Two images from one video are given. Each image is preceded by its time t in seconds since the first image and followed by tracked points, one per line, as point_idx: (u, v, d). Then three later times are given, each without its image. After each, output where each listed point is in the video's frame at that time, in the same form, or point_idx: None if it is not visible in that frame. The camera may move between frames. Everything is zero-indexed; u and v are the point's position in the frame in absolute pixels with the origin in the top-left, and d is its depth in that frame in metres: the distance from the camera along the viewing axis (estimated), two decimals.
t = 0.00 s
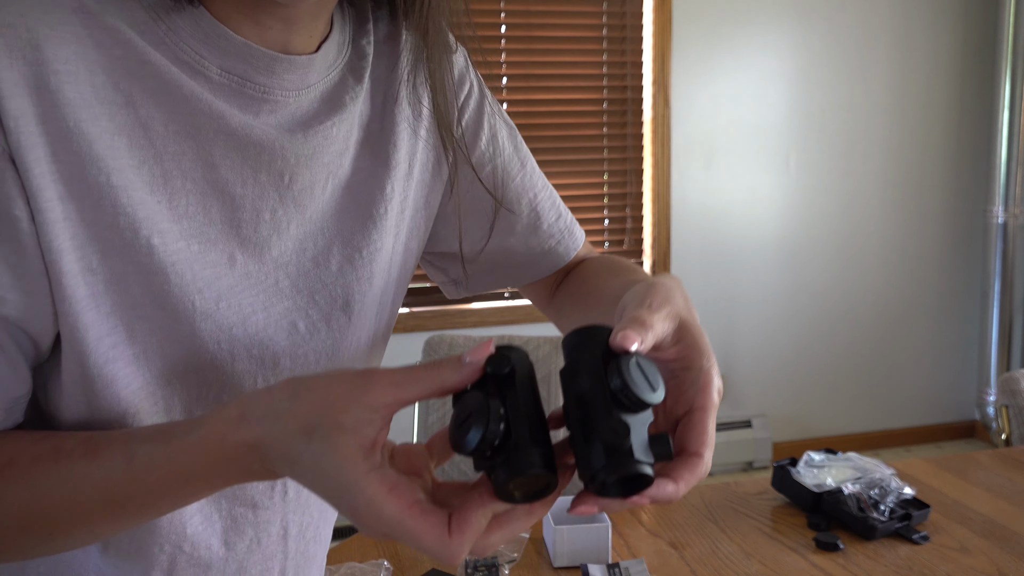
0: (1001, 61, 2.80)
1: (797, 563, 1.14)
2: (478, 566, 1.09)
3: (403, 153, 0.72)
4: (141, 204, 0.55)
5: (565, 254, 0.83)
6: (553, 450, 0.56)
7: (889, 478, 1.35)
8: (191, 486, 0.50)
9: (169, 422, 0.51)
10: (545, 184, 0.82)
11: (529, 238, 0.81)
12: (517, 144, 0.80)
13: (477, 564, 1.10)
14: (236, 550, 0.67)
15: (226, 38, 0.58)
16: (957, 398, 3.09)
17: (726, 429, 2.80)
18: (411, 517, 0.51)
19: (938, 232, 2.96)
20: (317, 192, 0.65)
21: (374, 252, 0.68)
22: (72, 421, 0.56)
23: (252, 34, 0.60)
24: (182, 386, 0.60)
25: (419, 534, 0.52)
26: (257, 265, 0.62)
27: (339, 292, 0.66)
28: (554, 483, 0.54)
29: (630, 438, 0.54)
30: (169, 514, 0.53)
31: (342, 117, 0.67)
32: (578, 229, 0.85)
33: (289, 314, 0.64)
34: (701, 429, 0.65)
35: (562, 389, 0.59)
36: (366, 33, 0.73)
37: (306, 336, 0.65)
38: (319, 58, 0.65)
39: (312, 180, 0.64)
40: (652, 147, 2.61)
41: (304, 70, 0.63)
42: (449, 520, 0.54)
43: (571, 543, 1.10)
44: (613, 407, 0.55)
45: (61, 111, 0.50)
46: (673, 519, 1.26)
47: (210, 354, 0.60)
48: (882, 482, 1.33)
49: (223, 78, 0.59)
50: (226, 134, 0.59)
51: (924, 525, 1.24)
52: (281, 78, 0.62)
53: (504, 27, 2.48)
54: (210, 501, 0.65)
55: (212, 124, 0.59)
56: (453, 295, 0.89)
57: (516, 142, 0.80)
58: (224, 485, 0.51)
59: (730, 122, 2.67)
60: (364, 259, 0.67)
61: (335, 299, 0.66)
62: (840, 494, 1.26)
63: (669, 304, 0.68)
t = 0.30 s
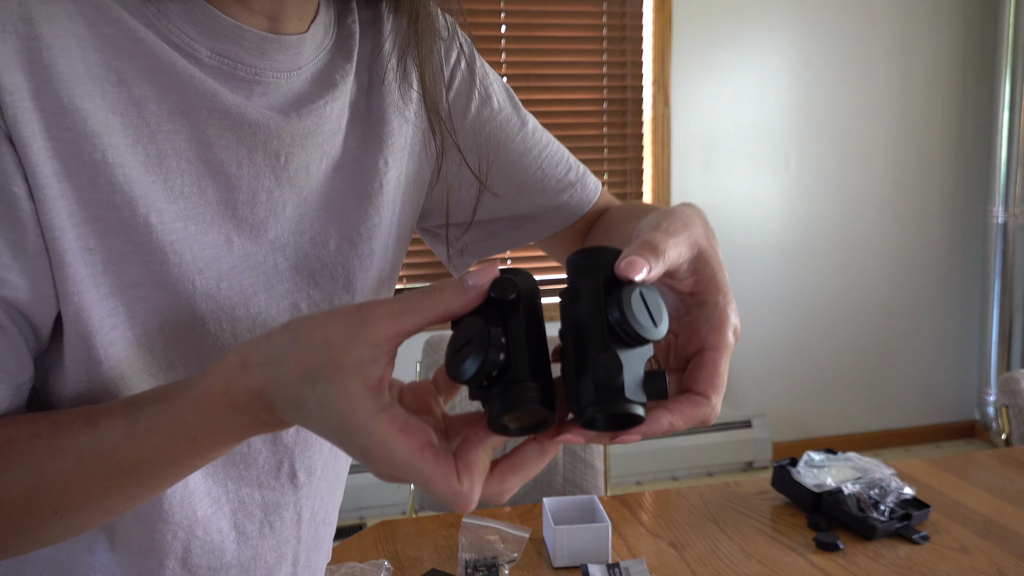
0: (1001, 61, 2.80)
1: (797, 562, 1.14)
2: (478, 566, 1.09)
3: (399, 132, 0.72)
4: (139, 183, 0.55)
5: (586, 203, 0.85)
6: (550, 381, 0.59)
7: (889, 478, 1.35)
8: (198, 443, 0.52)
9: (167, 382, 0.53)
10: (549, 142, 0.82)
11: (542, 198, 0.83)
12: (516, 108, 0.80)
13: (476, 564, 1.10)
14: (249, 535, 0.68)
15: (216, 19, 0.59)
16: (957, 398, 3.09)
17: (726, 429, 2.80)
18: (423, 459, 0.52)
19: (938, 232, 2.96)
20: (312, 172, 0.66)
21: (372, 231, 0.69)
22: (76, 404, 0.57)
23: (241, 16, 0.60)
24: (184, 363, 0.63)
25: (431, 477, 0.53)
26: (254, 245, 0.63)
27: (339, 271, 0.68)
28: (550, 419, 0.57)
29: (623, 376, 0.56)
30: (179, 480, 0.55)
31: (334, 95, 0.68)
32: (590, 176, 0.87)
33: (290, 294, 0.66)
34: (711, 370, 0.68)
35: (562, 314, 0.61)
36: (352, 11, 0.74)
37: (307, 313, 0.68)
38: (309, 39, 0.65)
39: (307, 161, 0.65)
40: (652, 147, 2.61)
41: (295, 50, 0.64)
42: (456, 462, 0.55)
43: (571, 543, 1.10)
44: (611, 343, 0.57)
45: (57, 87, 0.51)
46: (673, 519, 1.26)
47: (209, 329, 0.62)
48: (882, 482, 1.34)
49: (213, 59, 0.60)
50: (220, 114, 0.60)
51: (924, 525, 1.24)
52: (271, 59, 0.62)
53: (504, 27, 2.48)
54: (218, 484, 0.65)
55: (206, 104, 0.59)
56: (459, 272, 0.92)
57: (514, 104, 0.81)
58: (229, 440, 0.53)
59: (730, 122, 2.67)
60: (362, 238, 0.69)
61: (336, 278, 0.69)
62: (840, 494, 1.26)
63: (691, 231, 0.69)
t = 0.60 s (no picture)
0: (1001, 61, 2.80)
1: (797, 562, 1.14)
2: (478, 565, 1.09)
3: (391, 111, 0.72)
4: (130, 175, 0.56)
5: (602, 135, 0.83)
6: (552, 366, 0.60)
7: (889, 478, 1.35)
8: (213, 409, 0.53)
9: (177, 352, 0.53)
10: (553, 79, 0.80)
11: (554, 141, 0.81)
12: (509, 52, 0.78)
13: (476, 563, 1.10)
14: (268, 524, 0.68)
15: (194, 8, 0.58)
16: (957, 398, 3.09)
17: (726, 429, 2.80)
18: (424, 437, 0.53)
19: (938, 231, 2.96)
20: (303, 157, 0.66)
21: (369, 213, 0.70)
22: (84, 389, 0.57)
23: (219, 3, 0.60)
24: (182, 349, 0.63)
25: (431, 455, 0.54)
26: (249, 231, 0.64)
27: (338, 253, 0.69)
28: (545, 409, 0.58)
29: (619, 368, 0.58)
30: (194, 453, 0.55)
31: (321, 78, 0.67)
32: (602, 107, 0.84)
33: (290, 279, 0.67)
34: (721, 349, 0.69)
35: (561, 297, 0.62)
36: None
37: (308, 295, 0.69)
38: (290, 23, 0.64)
39: (297, 146, 0.65)
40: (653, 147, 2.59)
41: (278, 36, 0.63)
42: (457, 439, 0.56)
43: (571, 543, 1.10)
44: (606, 334, 0.58)
45: (50, 78, 0.50)
46: (673, 519, 1.26)
47: (205, 316, 0.62)
48: (882, 482, 1.33)
49: (192, 48, 0.59)
50: (206, 101, 0.59)
51: (924, 525, 1.23)
52: (252, 46, 0.61)
53: (505, 27, 2.48)
54: (230, 471, 0.65)
55: (192, 92, 0.58)
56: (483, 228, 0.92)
57: (507, 48, 0.78)
58: (233, 406, 0.54)
59: (731, 123, 2.66)
60: (360, 220, 0.69)
61: (336, 260, 0.69)
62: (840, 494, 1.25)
63: (703, 186, 0.66)
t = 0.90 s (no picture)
0: (1001, 61, 2.80)
1: (797, 563, 1.13)
2: (478, 565, 1.09)
3: (390, 108, 0.71)
4: (123, 171, 0.55)
5: (605, 127, 0.83)
6: (553, 368, 0.59)
7: (889, 478, 1.34)
8: (211, 409, 0.52)
9: (171, 351, 0.53)
10: (556, 70, 0.79)
11: (556, 135, 0.80)
12: (510, 46, 0.77)
13: (475, 564, 1.09)
14: (264, 529, 0.67)
15: (188, 4, 0.57)
16: (957, 398, 3.08)
17: (726, 429, 2.79)
18: (421, 439, 0.52)
19: (938, 231, 2.95)
20: (299, 155, 0.65)
21: (365, 212, 0.69)
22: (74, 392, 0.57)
23: None
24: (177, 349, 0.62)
25: (428, 458, 0.53)
26: (244, 231, 0.63)
27: (334, 252, 0.69)
28: (547, 415, 0.58)
29: (641, 366, 0.57)
30: (189, 454, 0.55)
31: (318, 76, 0.66)
32: (605, 99, 0.84)
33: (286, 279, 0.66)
34: (748, 339, 0.67)
35: (580, 300, 0.62)
36: None
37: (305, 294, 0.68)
38: (287, 20, 0.64)
39: (293, 144, 0.64)
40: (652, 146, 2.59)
41: (274, 33, 0.62)
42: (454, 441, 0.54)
43: (571, 543, 1.09)
44: (626, 334, 0.58)
45: (41, 70, 0.50)
46: (672, 519, 1.25)
47: (199, 316, 0.61)
48: (882, 482, 1.33)
49: (186, 45, 0.58)
50: (201, 99, 0.59)
51: (924, 525, 1.23)
52: (247, 42, 0.61)
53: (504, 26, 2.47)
54: (225, 476, 0.65)
55: (187, 89, 0.58)
56: (485, 223, 0.90)
57: (508, 40, 0.77)
58: (230, 404, 0.54)
59: (731, 122, 2.65)
60: (357, 219, 0.69)
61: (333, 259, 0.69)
62: (840, 494, 1.24)
63: (714, 179, 0.66)
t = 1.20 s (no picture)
0: (1000, 61, 2.80)
1: (797, 563, 1.13)
2: (478, 566, 1.09)
3: (390, 108, 0.71)
4: (123, 174, 0.55)
5: (604, 126, 0.83)
6: (564, 363, 0.60)
7: (889, 478, 1.34)
8: (213, 414, 0.53)
9: (174, 356, 0.53)
10: (555, 71, 0.80)
11: (556, 133, 0.80)
12: (509, 47, 0.77)
13: (475, 564, 1.10)
14: (265, 530, 0.67)
15: (186, 5, 0.57)
16: (957, 398, 3.09)
17: (726, 429, 2.79)
18: (434, 437, 0.52)
19: (938, 231, 2.95)
20: (298, 156, 0.66)
21: (365, 213, 0.69)
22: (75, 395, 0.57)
23: None
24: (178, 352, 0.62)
25: (442, 457, 0.53)
26: (244, 232, 0.63)
27: (334, 253, 0.69)
28: (559, 410, 0.58)
29: (654, 364, 0.58)
30: (191, 458, 0.55)
31: (317, 75, 0.66)
32: (603, 98, 0.84)
33: (286, 280, 0.67)
34: (756, 337, 0.67)
35: (590, 299, 0.62)
36: None
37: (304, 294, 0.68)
38: (285, 20, 0.64)
39: (293, 145, 0.64)
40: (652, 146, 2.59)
41: (273, 32, 0.62)
42: (467, 438, 0.54)
43: (571, 543, 1.09)
44: (638, 333, 0.58)
45: (39, 74, 0.50)
46: (672, 519, 1.26)
47: (200, 318, 0.61)
48: (882, 482, 1.33)
49: (185, 46, 0.58)
50: (200, 100, 0.59)
51: (924, 525, 1.23)
52: (247, 42, 0.61)
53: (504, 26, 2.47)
54: (226, 476, 0.65)
55: (186, 90, 0.58)
56: (483, 223, 0.91)
57: (506, 41, 0.78)
58: (234, 410, 0.54)
59: (731, 122, 2.65)
60: (357, 219, 0.69)
61: (333, 260, 0.69)
62: (840, 494, 1.25)
63: (719, 178, 0.66)
